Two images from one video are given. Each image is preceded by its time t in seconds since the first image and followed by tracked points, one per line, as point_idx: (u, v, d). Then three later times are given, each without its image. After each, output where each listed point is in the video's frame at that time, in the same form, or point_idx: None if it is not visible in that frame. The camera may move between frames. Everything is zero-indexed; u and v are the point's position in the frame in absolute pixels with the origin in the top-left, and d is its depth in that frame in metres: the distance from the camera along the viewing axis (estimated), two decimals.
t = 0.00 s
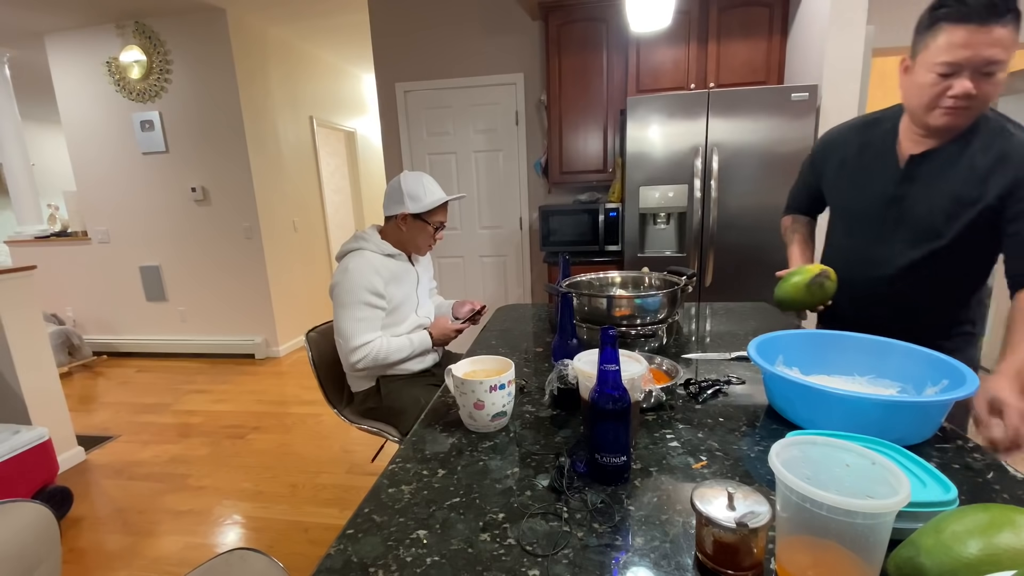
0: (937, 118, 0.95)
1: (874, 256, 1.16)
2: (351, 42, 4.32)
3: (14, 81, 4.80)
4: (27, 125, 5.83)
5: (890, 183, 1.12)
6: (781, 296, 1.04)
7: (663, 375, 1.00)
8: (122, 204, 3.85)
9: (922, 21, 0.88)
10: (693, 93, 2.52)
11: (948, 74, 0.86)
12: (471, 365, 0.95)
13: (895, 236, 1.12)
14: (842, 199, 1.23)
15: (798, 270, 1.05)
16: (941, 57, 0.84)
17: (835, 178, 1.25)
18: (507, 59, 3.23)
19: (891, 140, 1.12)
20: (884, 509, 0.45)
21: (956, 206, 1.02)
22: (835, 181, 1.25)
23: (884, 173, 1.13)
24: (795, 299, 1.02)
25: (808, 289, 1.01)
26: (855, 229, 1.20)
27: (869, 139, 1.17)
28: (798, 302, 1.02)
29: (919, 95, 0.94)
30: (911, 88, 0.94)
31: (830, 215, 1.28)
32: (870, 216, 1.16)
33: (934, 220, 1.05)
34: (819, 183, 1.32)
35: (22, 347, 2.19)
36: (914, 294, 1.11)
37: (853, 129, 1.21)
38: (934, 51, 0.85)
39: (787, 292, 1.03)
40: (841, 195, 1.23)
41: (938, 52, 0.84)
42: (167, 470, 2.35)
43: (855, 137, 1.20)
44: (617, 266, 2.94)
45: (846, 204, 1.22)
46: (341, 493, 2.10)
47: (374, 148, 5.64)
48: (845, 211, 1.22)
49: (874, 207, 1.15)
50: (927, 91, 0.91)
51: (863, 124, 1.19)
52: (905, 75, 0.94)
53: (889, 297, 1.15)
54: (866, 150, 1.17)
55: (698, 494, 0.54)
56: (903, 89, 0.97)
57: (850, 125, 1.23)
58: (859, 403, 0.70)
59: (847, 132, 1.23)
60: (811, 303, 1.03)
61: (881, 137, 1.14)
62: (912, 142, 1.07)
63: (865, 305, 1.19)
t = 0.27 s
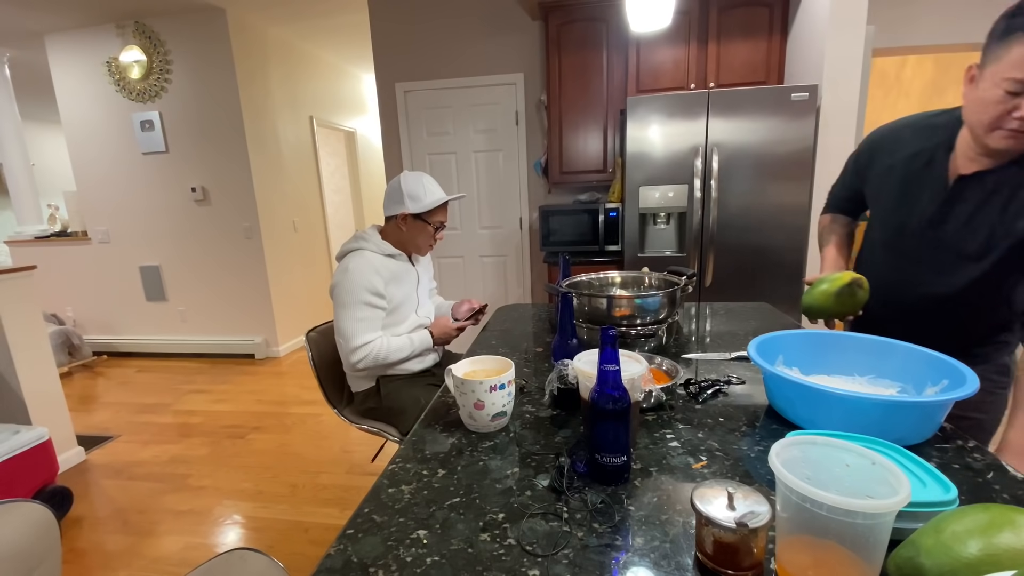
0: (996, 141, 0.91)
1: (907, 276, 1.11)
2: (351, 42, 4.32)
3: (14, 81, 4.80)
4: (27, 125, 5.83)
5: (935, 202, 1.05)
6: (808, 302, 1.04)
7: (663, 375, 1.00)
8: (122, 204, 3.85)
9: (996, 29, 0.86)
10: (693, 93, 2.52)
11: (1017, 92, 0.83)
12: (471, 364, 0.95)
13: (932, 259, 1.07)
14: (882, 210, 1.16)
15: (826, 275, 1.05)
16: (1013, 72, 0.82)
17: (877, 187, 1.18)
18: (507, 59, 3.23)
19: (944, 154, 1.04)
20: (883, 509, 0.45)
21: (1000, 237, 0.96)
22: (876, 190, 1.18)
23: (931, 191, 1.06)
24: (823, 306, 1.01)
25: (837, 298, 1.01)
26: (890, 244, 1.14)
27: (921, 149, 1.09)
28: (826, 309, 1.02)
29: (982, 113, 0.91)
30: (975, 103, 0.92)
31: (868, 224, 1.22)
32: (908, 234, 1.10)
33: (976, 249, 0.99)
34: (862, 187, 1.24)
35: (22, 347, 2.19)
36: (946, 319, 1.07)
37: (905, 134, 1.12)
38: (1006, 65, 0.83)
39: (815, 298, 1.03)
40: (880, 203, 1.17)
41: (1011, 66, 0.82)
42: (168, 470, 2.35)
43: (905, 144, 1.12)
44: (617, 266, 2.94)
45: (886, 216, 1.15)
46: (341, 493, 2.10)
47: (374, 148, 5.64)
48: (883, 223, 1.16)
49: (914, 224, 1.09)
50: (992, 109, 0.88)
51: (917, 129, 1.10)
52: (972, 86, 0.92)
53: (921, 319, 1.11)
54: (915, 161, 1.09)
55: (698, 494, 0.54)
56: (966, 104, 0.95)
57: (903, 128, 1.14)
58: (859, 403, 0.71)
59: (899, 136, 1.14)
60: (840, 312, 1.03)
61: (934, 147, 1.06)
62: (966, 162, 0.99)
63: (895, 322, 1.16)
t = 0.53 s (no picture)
0: None
1: (930, 271, 1.14)
2: (351, 42, 4.32)
3: (14, 81, 4.80)
4: (27, 125, 5.83)
5: (962, 198, 1.09)
6: (822, 301, 1.04)
7: (663, 375, 1.00)
8: (121, 204, 3.85)
9: None
10: (693, 93, 2.52)
11: None
12: (471, 364, 0.95)
13: (957, 254, 1.10)
14: (906, 206, 1.20)
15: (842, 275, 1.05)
16: None
17: (902, 184, 1.22)
18: (507, 59, 3.23)
19: (973, 152, 1.09)
20: (883, 509, 0.45)
21: None
22: (901, 186, 1.22)
23: (959, 187, 1.10)
24: (837, 306, 1.01)
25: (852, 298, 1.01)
26: (914, 240, 1.18)
27: (949, 147, 1.13)
28: (840, 308, 1.02)
29: (1013, 113, 0.94)
30: (1007, 102, 0.95)
31: (889, 221, 1.25)
32: (933, 230, 1.14)
33: (1004, 244, 1.03)
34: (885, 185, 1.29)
35: (22, 346, 2.19)
36: (966, 315, 1.10)
37: (933, 133, 1.17)
38: None
39: (830, 297, 1.03)
40: (906, 201, 1.20)
41: None
42: (168, 470, 2.35)
43: (933, 142, 1.16)
44: (617, 266, 2.94)
45: (910, 213, 1.19)
46: (341, 492, 2.11)
47: (374, 148, 5.64)
48: (906, 219, 1.20)
49: (939, 220, 1.13)
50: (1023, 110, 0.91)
51: (946, 128, 1.15)
52: (1004, 84, 0.96)
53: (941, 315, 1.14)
54: (942, 159, 1.14)
55: (698, 494, 0.54)
56: (998, 102, 0.98)
57: (931, 127, 1.19)
58: (859, 403, 0.71)
59: (926, 135, 1.19)
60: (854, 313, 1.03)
61: (962, 145, 1.11)
62: (998, 160, 1.04)
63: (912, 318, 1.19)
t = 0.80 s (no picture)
0: None
1: (938, 267, 1.14)
2: (351, 42, 4.32)
3: (14, 81, 4.80)
4: (27, 125, 5.83)
5: (966, 192, 1.09)
6: (817, 301, 1.04)
7: (663, 375, 1.00)
8: (121, 204, 3.85)
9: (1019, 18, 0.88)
10: (693, 93, 2.52)
11: None
12: (471, 364, 0.95)
13: (965, 248, 1.09)
14: (910, 202, 1.20)
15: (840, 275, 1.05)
16: None
17: (904, 180, 1.21)
18: (507, 59, 3.23)
19: (973, 145, 1.09)
20: (883, 509, 0.45)
21: None
22: (903, 183, 1.22)
23: (962, 181, 1.10)
24: (831, 305, 1.01)
25: (847, 298, 1.00)
26: (920, 236, 1.17)
27: (948, 142, 1.13)
28: (835, 308, 1.02)
29: (1008, 106, 0.93)
30: (1002, 95, 0.94)
31: (894, 218, 1.25)
32: (939, 225, 1.13)
33: (1012, 236, 1.02)
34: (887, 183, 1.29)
35: (22, 346, 2.19)
36: (976, 308, 1.09)
37: (930, 128, 1.18)
38: None
39: (825, 297, 1.03)
40: (908, 198, 1.20)
41: None
42: (168, 470, 2.35)
43: (931, 138, 1.17)
44: (617, 266, 2.94)
45: (914, 209, 1.19)
46: (341, 493, 2.11)
47: (374, 148, 5.65)
48: (911, 215, 1.20)
49: (944, 216, 1.13)
50: (1018, 101, 0.91)
51: (943, 123, 1.15)
52: (998, 76, 0.95)
53: (951, 311, 1.13)
54: (942, 154, 1.14)
55: (698, 494, 0.54)
56: (993, 94, 0.97)
57: (928, 123, 1.19)
58: (859, 403, 0.71)
59: (925, 131, 1.19)
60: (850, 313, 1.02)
61: (960, 140, 1.11)
62: (998, 151, 1.03)
63: (923, 314, 1.18)
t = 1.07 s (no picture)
0: (1015, 130, 0.95)
1: (940, 265, 1.13)
2: (350, 42, 4.32)
3: (14, 81, 4.81)
4: (27, 124, 5.83)
5: (966, 189, 1.09)
6: (809, 304, 1.04)
7: (663, 375, 1.00)
8: (121, 204, 3.85)
9: (1006, 17, 0.89)
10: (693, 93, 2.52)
11: None
12: (471, 365, 0.95)
13: (967, 245, 1.09)
14: (909, 201, 1.20)
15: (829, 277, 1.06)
16: None
17: (901, 179, 1.21)
18: (507, 59, 3.23)
19: (971, 143, 1.09)
20: (883, 509, 0.45)
21: None
22: (901, 182, 1.21)
23: (961, 178, 1.10)
24: (825, 308, 1.01)
25: (839, 300, 1.01)
26: (921, 233, 1.17)
27: (946, 140, 1.13)
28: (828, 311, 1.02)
29: (998, 103, 0.94)
30: (991, 92, 0.95)
31: (893, 217, 1.25)
32: (939, 223, 1.13)
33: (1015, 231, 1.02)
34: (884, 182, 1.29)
35: (22, 347, 2.19)
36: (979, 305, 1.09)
37: (926, 127, 1.18)
38: (1017, 54, 0.86)
39: (818, 299, 1.02)
40: (906, 197, 1.20)
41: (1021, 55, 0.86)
42: (168, 470, 2.35)
43: (928, 137, 1.16)
44: (617, 266, 2.94)
45: (913, 207, 1.19)
46: (341, 493, 2.11)
47: (374, 148, 5.64)
48: (911, 214, 1.19)
49: (944, 213, 1.12)
50: (1007, 99, 0.92)
51: (939, 121, 1.15)
52: (988, 75, 0.96)
53: (954, 309, 1.13)
54: (940, 152, 1.14)
55: (698, 494, 0.54)
56: (984, 92, 0.98)
57: (924, 122, 1.19)
58: (859, 403, 0.71)
59: (920, 129, 1.19)
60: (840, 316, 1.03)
61: (957, 137, 1.11)
62: (995, 148, 1.03)
63: (925, 313, 1.18)
